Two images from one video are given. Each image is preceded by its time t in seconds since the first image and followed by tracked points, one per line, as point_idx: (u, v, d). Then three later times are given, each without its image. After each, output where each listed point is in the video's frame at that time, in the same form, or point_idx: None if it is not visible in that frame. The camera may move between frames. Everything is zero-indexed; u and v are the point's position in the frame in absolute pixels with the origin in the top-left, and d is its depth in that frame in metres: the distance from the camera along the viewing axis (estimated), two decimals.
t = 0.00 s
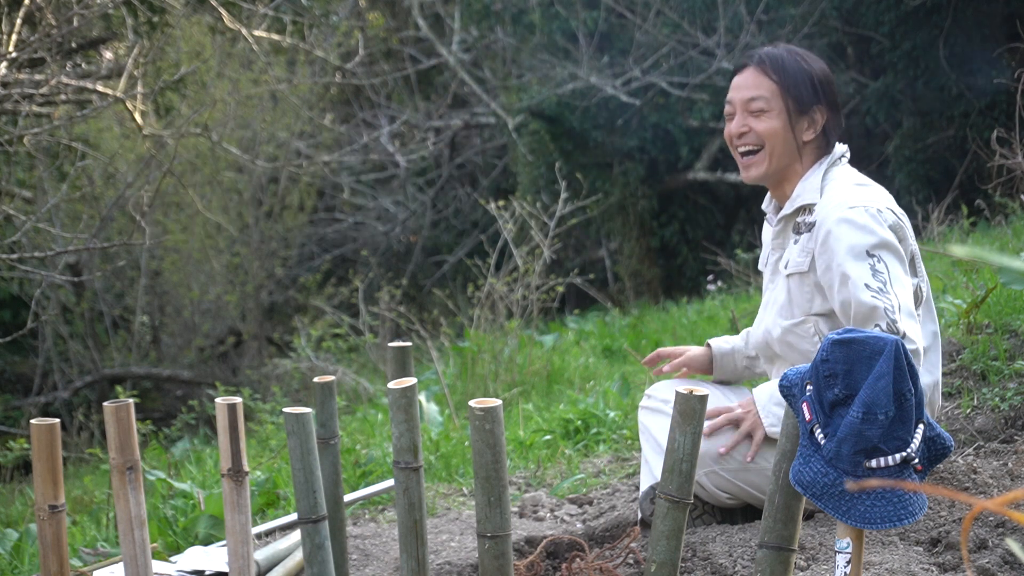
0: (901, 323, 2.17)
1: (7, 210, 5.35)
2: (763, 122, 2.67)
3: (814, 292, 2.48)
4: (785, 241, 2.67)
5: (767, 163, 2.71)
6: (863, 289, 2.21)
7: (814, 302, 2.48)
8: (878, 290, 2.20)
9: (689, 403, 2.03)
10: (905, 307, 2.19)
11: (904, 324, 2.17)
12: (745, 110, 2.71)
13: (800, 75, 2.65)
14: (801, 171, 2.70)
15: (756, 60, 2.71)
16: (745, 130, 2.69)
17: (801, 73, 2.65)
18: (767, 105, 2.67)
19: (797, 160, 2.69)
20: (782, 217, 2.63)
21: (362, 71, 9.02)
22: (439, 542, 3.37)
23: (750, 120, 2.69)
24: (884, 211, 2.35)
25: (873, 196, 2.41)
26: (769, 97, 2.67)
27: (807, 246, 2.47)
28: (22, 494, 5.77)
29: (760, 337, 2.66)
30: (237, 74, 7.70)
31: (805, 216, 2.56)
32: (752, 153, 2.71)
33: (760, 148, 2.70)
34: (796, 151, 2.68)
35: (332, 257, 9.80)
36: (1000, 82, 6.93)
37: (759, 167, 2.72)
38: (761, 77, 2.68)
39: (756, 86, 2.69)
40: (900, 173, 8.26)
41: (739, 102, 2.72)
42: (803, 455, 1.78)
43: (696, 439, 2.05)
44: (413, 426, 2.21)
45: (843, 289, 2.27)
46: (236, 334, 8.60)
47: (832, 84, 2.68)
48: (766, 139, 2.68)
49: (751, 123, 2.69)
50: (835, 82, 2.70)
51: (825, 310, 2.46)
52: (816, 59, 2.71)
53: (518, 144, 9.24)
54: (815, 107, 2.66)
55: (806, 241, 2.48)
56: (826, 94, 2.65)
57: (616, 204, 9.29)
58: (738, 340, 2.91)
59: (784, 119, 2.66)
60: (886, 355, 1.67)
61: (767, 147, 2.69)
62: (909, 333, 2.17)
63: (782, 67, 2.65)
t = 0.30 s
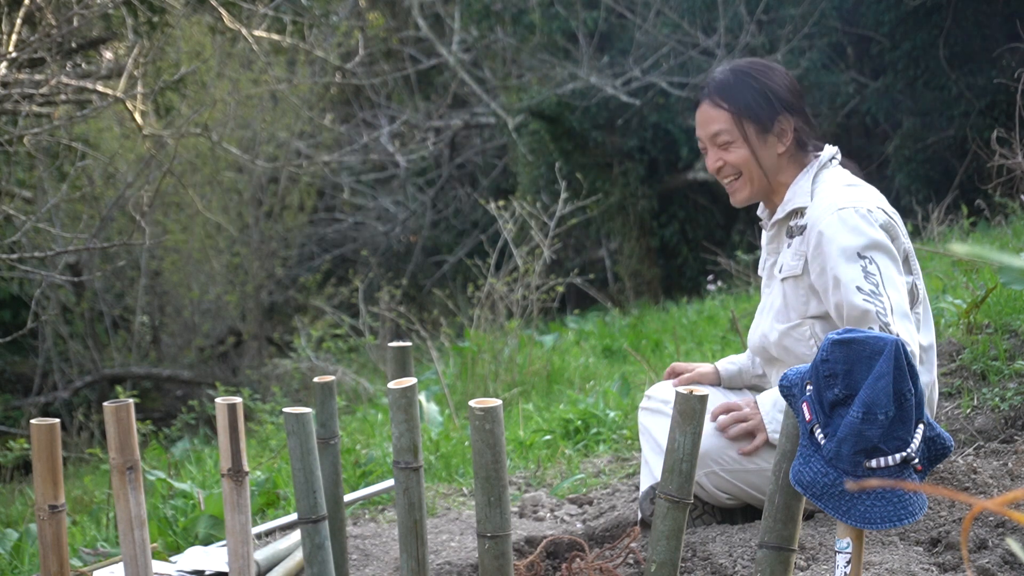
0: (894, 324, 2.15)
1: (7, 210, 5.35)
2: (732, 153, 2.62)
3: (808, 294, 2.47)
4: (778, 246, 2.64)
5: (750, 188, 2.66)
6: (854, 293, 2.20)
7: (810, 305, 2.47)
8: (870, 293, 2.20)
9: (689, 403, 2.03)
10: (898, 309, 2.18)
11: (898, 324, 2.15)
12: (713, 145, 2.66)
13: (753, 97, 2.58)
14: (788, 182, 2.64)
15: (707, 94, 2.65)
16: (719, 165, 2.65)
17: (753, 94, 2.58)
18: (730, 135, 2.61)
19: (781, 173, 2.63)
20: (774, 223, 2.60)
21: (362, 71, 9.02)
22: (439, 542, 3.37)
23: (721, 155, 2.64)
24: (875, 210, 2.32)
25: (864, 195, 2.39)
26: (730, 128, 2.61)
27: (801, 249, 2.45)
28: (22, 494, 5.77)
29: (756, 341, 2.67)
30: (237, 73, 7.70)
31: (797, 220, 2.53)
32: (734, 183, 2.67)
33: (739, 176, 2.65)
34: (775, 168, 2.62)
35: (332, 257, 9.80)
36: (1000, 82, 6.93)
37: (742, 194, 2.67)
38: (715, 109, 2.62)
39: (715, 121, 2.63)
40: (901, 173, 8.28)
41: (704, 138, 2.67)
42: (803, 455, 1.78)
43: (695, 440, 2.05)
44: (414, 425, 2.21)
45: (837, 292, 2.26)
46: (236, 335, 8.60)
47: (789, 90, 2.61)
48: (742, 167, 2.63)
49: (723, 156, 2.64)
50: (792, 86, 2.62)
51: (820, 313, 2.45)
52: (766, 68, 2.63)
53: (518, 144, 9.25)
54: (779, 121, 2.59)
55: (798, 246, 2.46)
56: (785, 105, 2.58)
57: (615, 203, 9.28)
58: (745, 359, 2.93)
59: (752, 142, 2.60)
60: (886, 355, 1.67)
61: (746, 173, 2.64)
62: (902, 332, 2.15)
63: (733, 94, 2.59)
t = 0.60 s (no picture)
0: (884, 311, 1.97)
1: (7, 210, 5.35)
2: (707, 172, 2.59)
3: (803, 295, 2.42)
4: (774, 247, 2.59)
5: (734, 201, 2.61)
6: (841, 284, 2.06)
7: (805, 306, 2.42)
8: (855, 281, 2.04)
9: (690, 403, 2.02)
10: (888, 293, 2.00)
11: (887, 311, 1.97)
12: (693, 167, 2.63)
13: (712, 116, 2.51)
14: (773, 190, 2.55)
15: (676, 117, 2.62)
16: (701, 186, 2.62)
17: (711, 113, 2.52)
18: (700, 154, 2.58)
19: (762, 184, 2.55)
20: (768, 224, 2.55)
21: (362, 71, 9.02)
22: (439, 542, 3.37)
23: (700, 176, 2.61)
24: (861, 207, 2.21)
25: (849, 193, 2.28)
26: (700, 150, 2.56)
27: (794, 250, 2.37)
28: (22, 495, 5.77)
29: (754, 342, 2.62)
30: (237, 74, 7.71)
31: (788, 222, 2.47)
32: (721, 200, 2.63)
33: (721, 191, 2.62)
34: (751, 179, 2.55)
35: (332, 257, 9.81)
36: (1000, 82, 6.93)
37: (731, 209, 2.63)
38: (682, 131, 2.60)
39: (686, 145, 2.60)
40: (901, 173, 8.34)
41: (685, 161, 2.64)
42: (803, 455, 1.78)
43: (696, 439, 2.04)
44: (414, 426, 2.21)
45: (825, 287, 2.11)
46: (236, 335, 8.61)
47: (750, 100, 2.51)
48: (720, 184, 2.59)
49: (703, 177, 2.61)
50: (755, 94, 2.52)
51: (816, 314, 2.40)
52: (726, 82, 2.55)
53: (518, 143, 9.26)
54: (746, 135, 2.50)
55: (789, 246, 2.41)
56: (747, 118, 2.50)
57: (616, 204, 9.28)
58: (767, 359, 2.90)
59: (721, 159, 2.54)
60: (887, 356, 1.67)
61: (726, 189, 2.59)
62: (894, 319, 1.96)
63: (690, 116, 2.55)
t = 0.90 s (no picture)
0: (850, 307, 1.95)
1: (7, 211, 5.35)
2: (697, 196, 2.56)
3: (794, 300, 2.39)
4: (766, 255, 2.53)
5: (730, 220, 2.58)
6: (815, 284, 2.04)
7: (796, 312, 2.39)
8: (827, 278, 2.02)
9: (690, 403, 2.02)
10: (857, 289, 1.97)
11: (853, 306, 1.94)
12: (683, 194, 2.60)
13: (685, 143, 2.48)
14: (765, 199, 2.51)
15: (654, 148, 2.58)
16: (695, 209, 2.59)
17: (684, 140, 2.48)
18: (686, 180, 2.55)
19: (753, 196, 2.51)
20: (759, 232, 2.50)
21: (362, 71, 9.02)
22: (439, 542, 3.37)
23: (692, 201, 2.58)
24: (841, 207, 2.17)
25: (833, 196, 2.24)
26: (684, 178, 2.54)
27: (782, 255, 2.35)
28: (22, 495, 5.77)
29: (751, 349, 2.60)
30: (237, 74, 7.71)
31: (777, 228, 2.43)
32: (718, 219, 2.60)
33: (715, 212, 2.58)
34: (742, 196, 2.51)
35: (332, 257, 9.81)
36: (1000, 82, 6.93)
37: (729, 226, 2.59)
38: (662, 162, 2.57)
39: (669, 175, 2.57)
40: (900, 173, 8.36)
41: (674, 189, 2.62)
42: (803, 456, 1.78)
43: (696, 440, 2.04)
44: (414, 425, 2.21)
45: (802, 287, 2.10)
46: (236, 335, 8.61)
47: (723, 117, 2.46)
48: (712, 206, 2.55)
49: (695, 201, 2.58)
50: (727, 109, 2.47)
51: (806, 320, 2.37)
52: (693, 104, 2.50)
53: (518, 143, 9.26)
54: (725, 153, 2.47)
55: (778, 251, 2.38)
56: (722, 137, 2.46)
57: (616, 203, 9.28)
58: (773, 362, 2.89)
59: (708, 181, 2.51)
60: (887, 356, 1.68)
61: (719, 209, 2.56)
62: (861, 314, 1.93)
63: (666, 147, 2.51)
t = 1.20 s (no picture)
0: (850, 311, 1.96)
1: (7, 211, 5.35)
2: (688, 209, 2.57)
3: (790, 304, 2.39)
4: (760, 259, 2.53)
5: (722, 230, 2.58)
6: (813, 288, 2.04)
7: (791, 316, 2.39)
8: (826, 283, 2.03)
9: (689, 403, 2.02)
10: (856, 292, 1.97)
11: (853, 311, 1.95)
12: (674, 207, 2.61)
13: (671, 158, 2.48)
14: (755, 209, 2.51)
15: (642, 164, 2.59)
16: (688, 222, 2.60)
17: (670, 155, 2.48)
18: (676, 194, 2.56)
19: (743, 207, 2.51)
20: (752, 237, 2.49)
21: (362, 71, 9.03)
22: (439, 542, 3.37)
23: (683, 214, 2.59)
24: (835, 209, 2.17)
25: (826, 198, 2.24)
26: (673, 192, 2.55)
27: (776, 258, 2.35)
28: (22, 495, 5.77)
29: (747, 353, 2.60)
30: (237, 74, 7.72)
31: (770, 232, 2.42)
32: (711, 230, 2.61)
33: (707, 224, 2.59)
34: (732, 207, 2.51)
35: (332, 257, 9.81)
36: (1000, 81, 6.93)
37: (722, 236, 2.60)
38: (651, 178, 2.58)
39: (658, 190, 2.58)
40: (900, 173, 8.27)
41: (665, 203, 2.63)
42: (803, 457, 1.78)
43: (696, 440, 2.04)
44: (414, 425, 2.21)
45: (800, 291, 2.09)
46: (236, 335, 8.62)
47: (708, 130, 2.46)
48: (703, 218, 2.56)
49: (686, 214, 2.59)
50: (711, 121, 2.47)
51: (802, 323, 2.37)
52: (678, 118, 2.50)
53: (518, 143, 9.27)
54: (712, 166, 2.47)
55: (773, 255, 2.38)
56: (707, 150, 2.46)
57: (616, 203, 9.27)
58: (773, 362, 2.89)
59: (697, 194, 2.51)
60: (887, 356, 1.68)
61: (711, 221, 2.56)
62: (861, 318, 1.94)
63: (653, 161, 2.52)
